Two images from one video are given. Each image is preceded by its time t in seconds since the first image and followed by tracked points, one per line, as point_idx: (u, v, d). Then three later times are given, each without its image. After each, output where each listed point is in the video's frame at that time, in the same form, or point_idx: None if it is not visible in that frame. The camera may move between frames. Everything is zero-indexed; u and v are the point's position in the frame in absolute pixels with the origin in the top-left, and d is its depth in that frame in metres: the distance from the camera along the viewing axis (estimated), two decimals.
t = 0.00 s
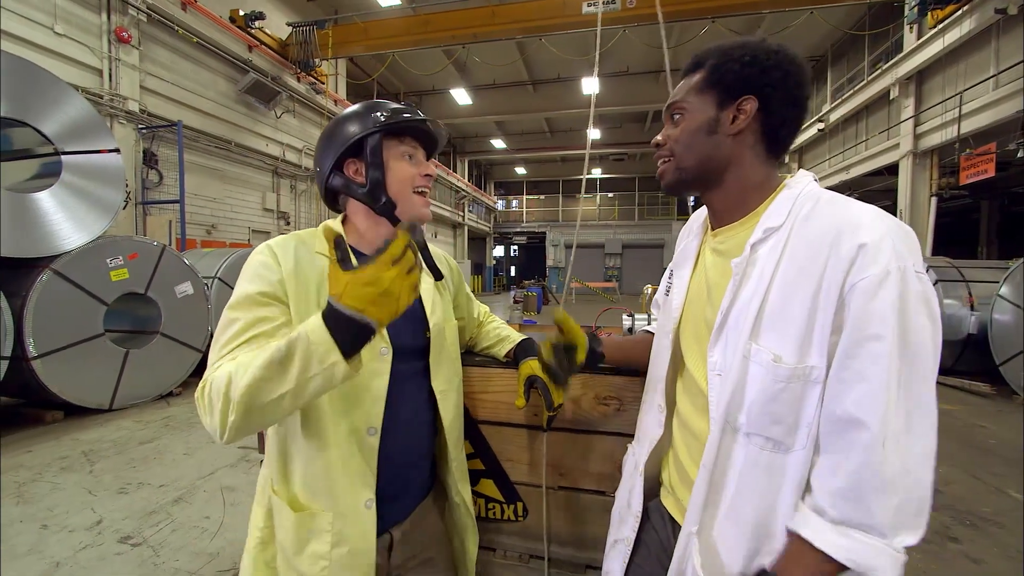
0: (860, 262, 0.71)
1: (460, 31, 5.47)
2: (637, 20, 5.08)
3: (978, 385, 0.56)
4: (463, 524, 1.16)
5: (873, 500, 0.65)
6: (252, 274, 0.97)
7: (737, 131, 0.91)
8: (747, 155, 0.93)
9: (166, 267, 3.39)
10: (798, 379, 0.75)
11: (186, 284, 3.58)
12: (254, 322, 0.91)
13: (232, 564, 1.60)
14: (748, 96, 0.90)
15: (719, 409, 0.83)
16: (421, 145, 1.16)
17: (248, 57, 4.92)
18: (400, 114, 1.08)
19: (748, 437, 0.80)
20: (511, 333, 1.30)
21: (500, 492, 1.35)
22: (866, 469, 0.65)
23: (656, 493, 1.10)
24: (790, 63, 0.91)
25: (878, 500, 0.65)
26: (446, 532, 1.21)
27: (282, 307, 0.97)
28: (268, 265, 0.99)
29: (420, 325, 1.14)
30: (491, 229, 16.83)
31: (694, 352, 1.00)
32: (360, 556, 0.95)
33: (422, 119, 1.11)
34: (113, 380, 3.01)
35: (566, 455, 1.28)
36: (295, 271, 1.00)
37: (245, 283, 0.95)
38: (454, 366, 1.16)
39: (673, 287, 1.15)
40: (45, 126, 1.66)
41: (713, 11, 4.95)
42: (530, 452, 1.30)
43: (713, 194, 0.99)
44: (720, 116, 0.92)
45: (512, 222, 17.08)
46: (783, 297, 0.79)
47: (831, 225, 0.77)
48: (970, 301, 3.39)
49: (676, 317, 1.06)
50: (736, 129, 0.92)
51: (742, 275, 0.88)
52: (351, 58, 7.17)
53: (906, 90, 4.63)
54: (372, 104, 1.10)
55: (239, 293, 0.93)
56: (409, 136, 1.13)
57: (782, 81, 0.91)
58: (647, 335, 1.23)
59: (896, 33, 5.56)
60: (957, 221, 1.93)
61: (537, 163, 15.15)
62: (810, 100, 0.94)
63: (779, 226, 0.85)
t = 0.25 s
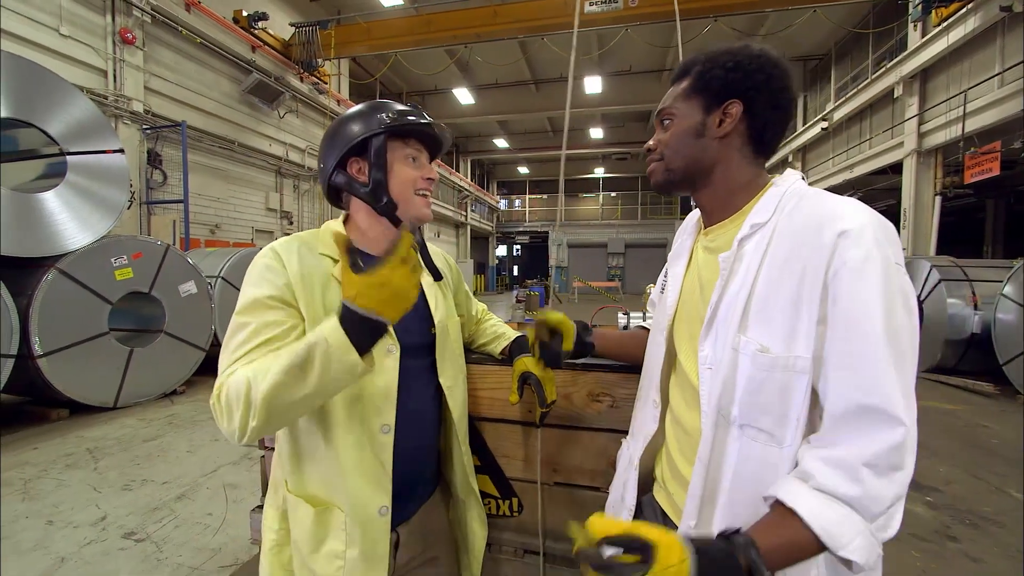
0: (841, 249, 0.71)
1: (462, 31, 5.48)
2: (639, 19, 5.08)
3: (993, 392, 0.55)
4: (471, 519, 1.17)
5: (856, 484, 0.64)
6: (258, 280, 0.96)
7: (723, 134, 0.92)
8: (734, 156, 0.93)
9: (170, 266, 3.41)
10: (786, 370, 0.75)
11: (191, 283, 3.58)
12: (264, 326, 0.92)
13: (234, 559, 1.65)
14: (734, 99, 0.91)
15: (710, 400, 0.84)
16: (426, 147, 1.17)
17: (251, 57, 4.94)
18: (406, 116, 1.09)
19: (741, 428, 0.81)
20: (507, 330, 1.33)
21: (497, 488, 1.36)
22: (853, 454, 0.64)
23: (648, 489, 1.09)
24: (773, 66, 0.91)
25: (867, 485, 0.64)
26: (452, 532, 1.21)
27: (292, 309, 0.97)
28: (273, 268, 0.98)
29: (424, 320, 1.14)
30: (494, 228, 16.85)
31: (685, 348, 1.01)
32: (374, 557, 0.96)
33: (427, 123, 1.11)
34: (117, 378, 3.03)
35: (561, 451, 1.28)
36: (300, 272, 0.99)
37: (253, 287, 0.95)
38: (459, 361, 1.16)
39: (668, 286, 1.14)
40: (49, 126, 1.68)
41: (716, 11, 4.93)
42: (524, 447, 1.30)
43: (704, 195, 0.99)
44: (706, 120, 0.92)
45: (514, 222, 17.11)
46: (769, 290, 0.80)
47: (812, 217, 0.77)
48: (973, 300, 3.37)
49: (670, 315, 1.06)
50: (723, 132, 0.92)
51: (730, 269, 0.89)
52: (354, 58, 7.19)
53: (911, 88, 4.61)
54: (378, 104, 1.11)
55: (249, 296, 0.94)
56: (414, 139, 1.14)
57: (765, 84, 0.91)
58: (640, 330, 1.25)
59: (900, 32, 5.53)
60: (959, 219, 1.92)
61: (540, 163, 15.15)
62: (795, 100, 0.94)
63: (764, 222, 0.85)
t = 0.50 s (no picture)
0: (812, 252, 0.72)
1: (465, 31, 5.49)
2: (641, 19, 5.09)
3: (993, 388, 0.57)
4: (465, 516, 1.19)
5: (820, 481, 0.66)
6: (253, 283, 0.97)
7: (714, 134, 0.92)
8: (724, 156, 0.94)
9: (173, 265, 3.44)
10: (763, 368, 0.76)
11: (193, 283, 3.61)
12: (255, 331, 0.93)
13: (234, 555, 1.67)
14: (724, 101, 0.92)
15: (694, 396, 0.86)
16: (413, 145, 1.12)
17: (254, 58, 4.96)
18: (381, 116, 1.07)
19: (723, 427, 0.82)
20: (502, 329, 1.33)
21: (492, 484, 1.37)
22: (817, 453, 0.66)
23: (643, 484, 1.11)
24: (760, 67, 0.93)
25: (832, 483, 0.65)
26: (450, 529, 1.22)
27: (286, 312, 0.98)
28: (269, 271, 0.99)
29: (420, 316, 1.15)
30: (495, 228, 16.86)
31: (676, 343, 1.02)
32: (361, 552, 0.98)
33: (403, 123, 1.08)
34: (120, 376, 3.05)
35: (557, 448, 1.30)
36: (294, 273, 1.00)
37: (248, 290, 0.96)
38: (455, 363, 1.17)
39: (659, 284, 1.15)
40: (54, 126, 1.70)
41: (718, 10, 4.92)
42: (521, 444, 1.32)
43: (695, 194, 1.00)
44: (697, 120, 0.93)
45: (516, 221, 17.11)
46: (749, 291, 0.81)
47: (792, 219, 0.78)
48: (975, 300, 3.36)
49: (660, 312, 1.07)
50: (714, 133, 0.93)
51: (715, 271, 0.91)
52: (356, 58, 7.21)
53: (914, 87, 4.60)
54: (366, 102, 1.10)
55: (244, 299, 0.95)
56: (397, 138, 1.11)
57: (755, 86, 0.92)
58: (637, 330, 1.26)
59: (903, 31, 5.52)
60: (958, 219, 1.92)
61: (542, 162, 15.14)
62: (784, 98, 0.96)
63: (749, 223, 0.86)
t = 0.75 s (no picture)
0: (812, 252, 0.72)
1: (467, 30, 5.49)
2: (643, 18, 5.09)
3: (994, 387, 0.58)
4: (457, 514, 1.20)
5: (849, 479, 0.66)
6: (247, 286, 0.98)
7: (706, 131, 0.93)
8: (716, 153, 0.95)
9: (177, 264, 3.45)
10: (769, 367, 0.76)
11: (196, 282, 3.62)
12: (234, 337, 0.95)
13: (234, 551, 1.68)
14: (716, 97, 0.92)
15: (698, 396, 0.86)
16: (408, 153, 1.10)
17: (256, 58, 4.98)
18: (373, 126, 1.06)
19: (730, 424, 0.82)
20: (499, 328, 1.33)
21: (489, 480, 1.36)
22: (839, 453, 0.66)
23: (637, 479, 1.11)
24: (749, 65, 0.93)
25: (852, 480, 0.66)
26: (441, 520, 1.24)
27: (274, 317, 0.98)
28: (261, 275, 0.99)
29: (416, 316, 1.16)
30: (498, 227, 16.85)
31: (668, 338, 1.02)
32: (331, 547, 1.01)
33: (394, 131, 1.06)
34: (123, 375, 3.06)
35: (552, 445, 1.30)
36: (286, 277, 0.99)
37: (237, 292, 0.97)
38: (450, 368, 1.18)
39: (649, 282, 1.15)
40: (58, 126, 1.71)
41: (719, 8, 4.92)
42: (519, 440, 1.32)
43: (687, 192, 1.00)
44: (689, 117, 0.93)
45: (518, 220, 17.11)
46: (750, 289, 0.81)
47: (785, 217, 0.79)
48: (979, 299, 3.34)
49: (651, 309, 1.07)
50: (705, 129, 0.93)
51: (709, 269, 0.91)
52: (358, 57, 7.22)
53: (917, 86, 4.57)
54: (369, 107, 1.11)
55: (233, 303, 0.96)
56: (393, 146, 1.09)
57: (747, 83, 0.93)
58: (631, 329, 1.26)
59: (907, 29, 5.49)
60: (961, 219, 1.89)
61: (544, 162, 15.13)
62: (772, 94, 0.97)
63: (742, 221, 0.87)
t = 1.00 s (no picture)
0: (803, 250, 0.73)
1: (470, 29, 5.49)
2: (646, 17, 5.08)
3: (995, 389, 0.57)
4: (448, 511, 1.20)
5: (836, 477, 0.66)
6: (241, 281, 1.01)
7: (699, 129, 0.93)
8: (709, 152, 0.95)
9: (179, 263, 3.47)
10: (762, 365, 0.77)
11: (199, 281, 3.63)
12: (217, 333, 0.97)
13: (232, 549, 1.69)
14: (708, 96, 0.92)
15: (691, 395, 0.85)
16: (417, 149, 1.13)
17: (259, 58, 5.00)
18: (391, 119, 1.07)
19: (723, 423, 0.82)
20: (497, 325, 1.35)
21: (486, 478, 1.36)
22: (825, 450, 0.66)
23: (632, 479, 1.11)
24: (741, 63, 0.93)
25: (840, 478, 0.66)
26: (434, 519, 1.25)
27: (261, 317, 1.01)
28: (253, 274, 1.02)
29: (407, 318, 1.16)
30: (500, 226, 16.84)
31: (662, 336, 1.03)
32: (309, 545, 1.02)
33: (409, 125, 1.07)
34: (127, 373, 3.07)
35: (548, 443, 1.31)
36: (276, 278, 1.01)
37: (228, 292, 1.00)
38: (443, 373, 1.19)
39: (641, 282, 1.16)
40: (62, 126, 1.72)
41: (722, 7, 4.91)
42: (514, 438, 1.32)
43: (682, 190, 1.00)
44: (683, 116, 0.93)
45: (521, 220, 17.10)
46: (743, 287, 0.81)
47: (777, 215, 0.79)
48: (983, 299, 3.31)
49: (644, 309, 1.08)
50: (698, 128, 0.93)
51: (702, 267, 0.91)
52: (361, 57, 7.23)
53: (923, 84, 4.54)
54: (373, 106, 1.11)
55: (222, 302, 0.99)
56: (403, 141, 1.11)
57: (738, 81, 0.92)
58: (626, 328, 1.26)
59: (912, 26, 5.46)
60: (963, 218, 1.88)
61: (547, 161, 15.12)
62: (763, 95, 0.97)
63: (735, 219, 0.87)
